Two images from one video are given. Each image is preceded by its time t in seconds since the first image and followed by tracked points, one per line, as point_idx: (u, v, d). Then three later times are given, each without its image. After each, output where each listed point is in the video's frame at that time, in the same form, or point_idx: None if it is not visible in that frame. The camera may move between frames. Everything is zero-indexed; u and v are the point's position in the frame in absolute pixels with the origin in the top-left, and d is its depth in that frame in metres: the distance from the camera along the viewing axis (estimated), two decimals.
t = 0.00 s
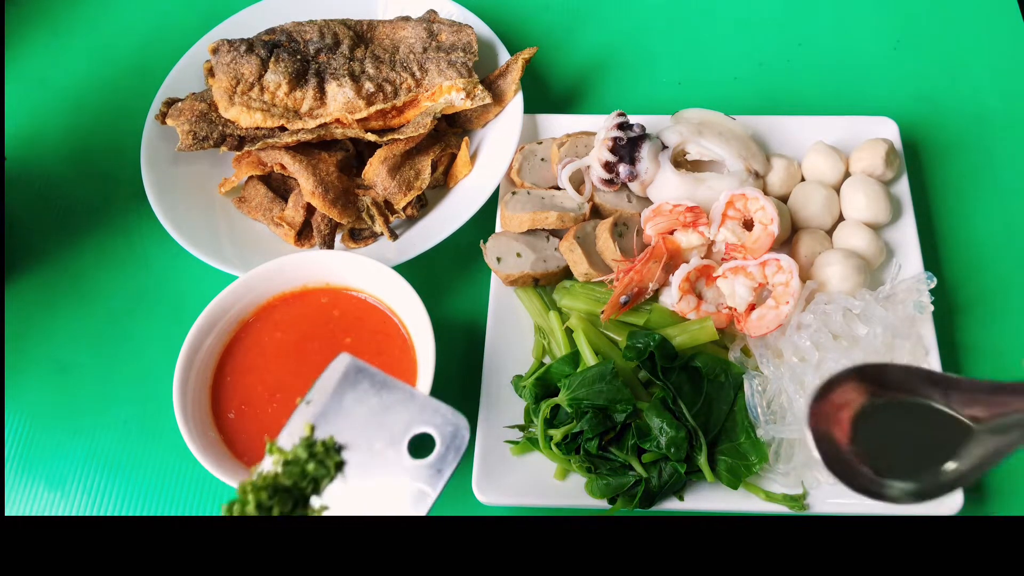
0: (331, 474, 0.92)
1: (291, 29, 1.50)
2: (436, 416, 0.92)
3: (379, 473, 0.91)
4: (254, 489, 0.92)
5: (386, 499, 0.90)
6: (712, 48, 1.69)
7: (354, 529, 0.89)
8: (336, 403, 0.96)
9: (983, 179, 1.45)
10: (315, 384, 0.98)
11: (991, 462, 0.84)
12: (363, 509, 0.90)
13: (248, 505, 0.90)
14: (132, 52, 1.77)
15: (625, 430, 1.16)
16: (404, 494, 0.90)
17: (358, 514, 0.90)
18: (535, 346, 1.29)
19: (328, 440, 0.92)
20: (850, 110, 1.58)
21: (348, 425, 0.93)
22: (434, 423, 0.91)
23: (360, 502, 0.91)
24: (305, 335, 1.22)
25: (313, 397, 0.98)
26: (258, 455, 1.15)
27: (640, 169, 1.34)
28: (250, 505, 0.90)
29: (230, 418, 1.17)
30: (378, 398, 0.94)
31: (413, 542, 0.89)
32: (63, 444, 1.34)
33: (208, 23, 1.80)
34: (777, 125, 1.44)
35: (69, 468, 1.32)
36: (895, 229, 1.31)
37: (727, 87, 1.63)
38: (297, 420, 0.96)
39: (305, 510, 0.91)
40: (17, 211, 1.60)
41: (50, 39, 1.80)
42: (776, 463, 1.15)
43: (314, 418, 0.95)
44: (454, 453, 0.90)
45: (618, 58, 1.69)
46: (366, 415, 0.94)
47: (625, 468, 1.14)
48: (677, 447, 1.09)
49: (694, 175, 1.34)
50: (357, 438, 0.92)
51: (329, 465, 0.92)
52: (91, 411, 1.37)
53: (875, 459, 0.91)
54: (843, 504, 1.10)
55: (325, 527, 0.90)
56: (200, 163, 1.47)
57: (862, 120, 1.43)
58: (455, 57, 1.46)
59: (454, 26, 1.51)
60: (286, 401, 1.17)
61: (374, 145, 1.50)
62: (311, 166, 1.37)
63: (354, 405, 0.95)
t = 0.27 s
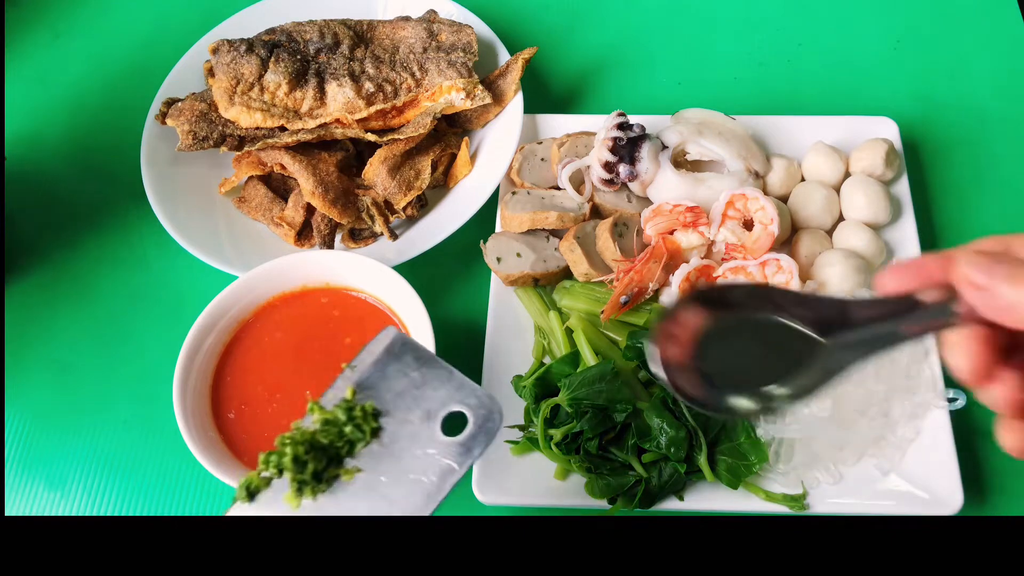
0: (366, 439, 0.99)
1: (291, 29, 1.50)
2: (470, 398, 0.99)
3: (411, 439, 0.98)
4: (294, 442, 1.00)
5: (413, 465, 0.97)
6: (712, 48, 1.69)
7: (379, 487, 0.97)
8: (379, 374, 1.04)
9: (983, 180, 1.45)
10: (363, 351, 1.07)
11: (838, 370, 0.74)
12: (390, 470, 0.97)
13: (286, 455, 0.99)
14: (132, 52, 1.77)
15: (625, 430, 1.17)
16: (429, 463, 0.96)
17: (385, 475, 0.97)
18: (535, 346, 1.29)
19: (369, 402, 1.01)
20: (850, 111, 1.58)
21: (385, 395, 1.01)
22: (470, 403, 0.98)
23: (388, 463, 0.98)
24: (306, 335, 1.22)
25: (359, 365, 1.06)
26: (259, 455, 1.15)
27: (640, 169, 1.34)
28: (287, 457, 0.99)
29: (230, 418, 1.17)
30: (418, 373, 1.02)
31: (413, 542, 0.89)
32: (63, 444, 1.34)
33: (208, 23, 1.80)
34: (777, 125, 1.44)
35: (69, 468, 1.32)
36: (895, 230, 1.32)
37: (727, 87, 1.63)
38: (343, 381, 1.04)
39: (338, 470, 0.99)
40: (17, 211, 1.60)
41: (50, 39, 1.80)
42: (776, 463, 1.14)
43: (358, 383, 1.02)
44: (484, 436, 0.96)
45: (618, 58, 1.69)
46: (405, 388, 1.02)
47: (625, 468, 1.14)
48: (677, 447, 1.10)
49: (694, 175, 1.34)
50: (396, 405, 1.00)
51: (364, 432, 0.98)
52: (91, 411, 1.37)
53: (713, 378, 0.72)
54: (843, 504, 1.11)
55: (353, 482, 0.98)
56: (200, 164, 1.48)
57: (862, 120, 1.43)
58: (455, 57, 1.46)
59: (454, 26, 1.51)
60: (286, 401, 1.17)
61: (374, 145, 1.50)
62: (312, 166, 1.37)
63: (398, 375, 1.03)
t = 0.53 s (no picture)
0: (378, 439, 1.00)
1: (291, 29, 1.50)
2: (486, 407, 1.00)
3: (421, 443, 0.99)
4: (309, 435, 1.00)
5: (421, 469, 0.98)
6: (712, 48, 1.69)
7: (387, 488, 0.97)
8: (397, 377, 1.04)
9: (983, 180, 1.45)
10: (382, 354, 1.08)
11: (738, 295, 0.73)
12: (398, 472, 0.98)
13: (301, 448, 0.98)
14: (132, 52, 1.77)
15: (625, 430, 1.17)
16: (435, 470, 0.97)
17: (392, 477, 0.98)
18: (535, 347, 1.28)
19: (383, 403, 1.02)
20: (850, 111, 1.58)
21: (402, 400, 1.02)
22: (482, 414, 0.99)
23: (397, 465, 0.98)
24: (306, 335, 1.22)
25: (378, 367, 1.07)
26: (259, 455, 1.15)
27: (640, 169, 1.34)
28: (302, 449, 0.97)
29: (230, 418, 1.17)
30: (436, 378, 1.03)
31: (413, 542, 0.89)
32: (62, 444, 1.34)
33: (208, 23, 1.80)
34: (777, 125, 1.44)
35: (69, 468, 1.32)
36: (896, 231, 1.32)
37: (727, 87, 1.63)
38: (359, 383, 1.05)
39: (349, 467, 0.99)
40: (17, 211, 1.60)
41: (50, 39, 1.79)
42: (776, 463, 1.15)
43: (375, 384, 1.04)
44: (491, 447, 0.98)
45: (618, 58, 1.68)
46: (420, 393, 1.02)
47: (625, 468, 1.15)
48: (677, 447, 1.10)
49: (694, 175, 1.34)
50: (409, 410, 1.01)
51: (377, 433, 0.99)
52: (91, 412, 1.37)
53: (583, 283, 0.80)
54: (844, 505, 1.10)
55: (361, 481, 0.98)
56: (200, 164, 1.47)
57: (862, 120, 1.43)
58: (455, 57, 1.46)
59: (454, 26, 1.51)
60: (286, 401, 1.17)
61: (374, 145, 1.50)
62: (311, 166, 1.37)
63: (413, 380, 1.03)
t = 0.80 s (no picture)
0: (381, 436, 1.00)
1: (291, 29, 1.49)
2: (488, 407, 1.02)
3: (422, 441, 1.00)
4: (313, 430, 0.99)
5: (422, 467, 0.98)
6: (712, 48, 1.68)
7: (388, 485, 0.97)
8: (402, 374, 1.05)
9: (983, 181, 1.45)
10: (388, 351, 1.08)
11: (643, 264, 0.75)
12: (400, 469, 0.98)
13: (303, 442, 0.97)
14: (132, 52, 1.77)
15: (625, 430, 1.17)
16: (436, 467, 0.98)
17: (393, 474, 0.98)
18: (535, 346, 1.28)
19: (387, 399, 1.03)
20: (850, 111, 1.58)
21: (406, 397, 1.03)
22: (484, 414, 1.01)
23: (399, 462, 0.99)
24: (305, 335, 1.22)
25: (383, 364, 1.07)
26: (259, 455, 1.15)
27: (640, 169, 1.34)
28: (305, 444, 0.97)
29: (230, 418, 1.17)
30: (441, 376, 1.04)
31: (413, 542, 0.89)
32: (62, 444, 1.34)
33: (208, 22, 1.80)
34: (777, 126, 1.44)
35: (69, 468, 1.32)
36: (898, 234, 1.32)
37: (727, 87, 1.63)
38: (364, 380, 1.05)
39: (351, 463, 0.99)
40: (17, 211, 1.60)
41: (49, 39, 1.79)
42: (776, 463, 1.15)
43: (381, 381, 1.04)
44: (492, 446, 0.99)
45: (618, 58, 1.68)
46: (424, 391, 1.03)
47: (625, 468, 1.15)
48: (677, 447, 1.10)
49: (694, 175, 1.34)
50: (413, 408, 1.02)
51: (380, 429, 0.99)
52: (91, 412, 1.37)
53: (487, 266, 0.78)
54: (844, 505, 1.10)
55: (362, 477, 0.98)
56: (200, 164, 1.47)
57: (863, 121, 1.43)
58: (455, 57, 1.46)
59: (454, 26, 1.51)
60: (286, 401, 1.18)
61: (374, 145, 1.50)
62: (311, 166, 1.37)
63: (417, 379, 1.04)
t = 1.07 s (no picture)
0: (396, 415, 1.01)
1: (291, 29, 1.49)
2: (501, 387, 1.01)
3: (437, 420, 1.00)
4: (329, 408, 1.01)
5: (436, 446, 0.98)
6: (712, 48, 1.68)
7: (403, 462, 0.98)
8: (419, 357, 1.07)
9: (982, 181, 1.45)
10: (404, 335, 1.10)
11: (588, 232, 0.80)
12: (414, 448, 0.99)
13: (320, 419, 0.99)
14: (132, 52, 1.77)
15: (625, 430, 1.18)
16: (450, 446, 0.98)
17: (408, 452, 0.99)
18: (535, 347, 1.28)
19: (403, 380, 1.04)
20: (850, 111, 1.58)
21: (421, 379, 1.04)
22: (498, 394, 1.01)
23: (414, 441, 0.99)
24: (305, 336, 1.22)
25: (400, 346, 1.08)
26: (258, 455, 1.15)
27: (640, 169, 1.34)
28: (322, 421, 0.99)
29: (229, 419, 1.17)
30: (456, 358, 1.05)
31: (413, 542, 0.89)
32: (62, 444, 1.34)
33: (207, 23, 1.80)
34: (777, 126, 1.44)
35: (69, 469, 1.32)
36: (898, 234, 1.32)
37: (728, 87, 1.63)
38: (381, 362, 1.07)
39: (367, 440, 1.00)
40: (17, 211, 1.59)
41: (49, 39, 1.79)
42: (776, 463, 1.15)
43: (398, 362, 1.06)
44: (505, 427, 0.98)
45: (618, 58, 1.68)
46: (440, 372, 1.04)
47: (625, 468, 1.15)
48: (677, 447, 1.10)
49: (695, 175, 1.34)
50: (428, 388, 1.03)
51: (396, 408, 1.01)
52: (91, 412, 1.37)
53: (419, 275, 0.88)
54: (844, 505, 1.10)
55: (377, 454, 0.99)
56: (200, 164, 1.47)
57: (863, 121, 1.42)
58: (455, 57, 1.46)
59: (453, 26, 1.51)
60: (286, 401, 1.18)
61: (374, 145, 1.50)
62: (311, 166, 1.37)
63: (433, 361, 1.05)
